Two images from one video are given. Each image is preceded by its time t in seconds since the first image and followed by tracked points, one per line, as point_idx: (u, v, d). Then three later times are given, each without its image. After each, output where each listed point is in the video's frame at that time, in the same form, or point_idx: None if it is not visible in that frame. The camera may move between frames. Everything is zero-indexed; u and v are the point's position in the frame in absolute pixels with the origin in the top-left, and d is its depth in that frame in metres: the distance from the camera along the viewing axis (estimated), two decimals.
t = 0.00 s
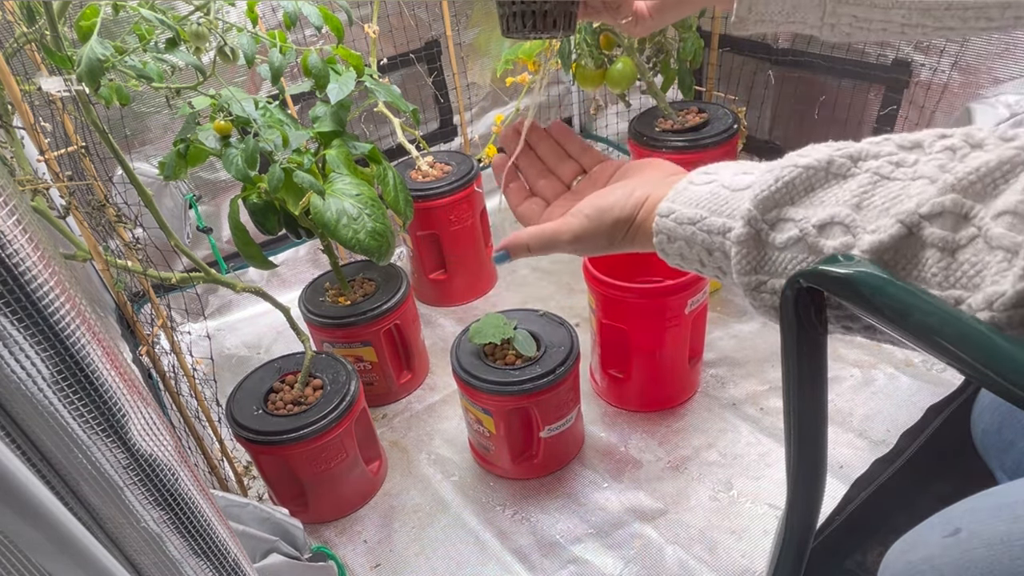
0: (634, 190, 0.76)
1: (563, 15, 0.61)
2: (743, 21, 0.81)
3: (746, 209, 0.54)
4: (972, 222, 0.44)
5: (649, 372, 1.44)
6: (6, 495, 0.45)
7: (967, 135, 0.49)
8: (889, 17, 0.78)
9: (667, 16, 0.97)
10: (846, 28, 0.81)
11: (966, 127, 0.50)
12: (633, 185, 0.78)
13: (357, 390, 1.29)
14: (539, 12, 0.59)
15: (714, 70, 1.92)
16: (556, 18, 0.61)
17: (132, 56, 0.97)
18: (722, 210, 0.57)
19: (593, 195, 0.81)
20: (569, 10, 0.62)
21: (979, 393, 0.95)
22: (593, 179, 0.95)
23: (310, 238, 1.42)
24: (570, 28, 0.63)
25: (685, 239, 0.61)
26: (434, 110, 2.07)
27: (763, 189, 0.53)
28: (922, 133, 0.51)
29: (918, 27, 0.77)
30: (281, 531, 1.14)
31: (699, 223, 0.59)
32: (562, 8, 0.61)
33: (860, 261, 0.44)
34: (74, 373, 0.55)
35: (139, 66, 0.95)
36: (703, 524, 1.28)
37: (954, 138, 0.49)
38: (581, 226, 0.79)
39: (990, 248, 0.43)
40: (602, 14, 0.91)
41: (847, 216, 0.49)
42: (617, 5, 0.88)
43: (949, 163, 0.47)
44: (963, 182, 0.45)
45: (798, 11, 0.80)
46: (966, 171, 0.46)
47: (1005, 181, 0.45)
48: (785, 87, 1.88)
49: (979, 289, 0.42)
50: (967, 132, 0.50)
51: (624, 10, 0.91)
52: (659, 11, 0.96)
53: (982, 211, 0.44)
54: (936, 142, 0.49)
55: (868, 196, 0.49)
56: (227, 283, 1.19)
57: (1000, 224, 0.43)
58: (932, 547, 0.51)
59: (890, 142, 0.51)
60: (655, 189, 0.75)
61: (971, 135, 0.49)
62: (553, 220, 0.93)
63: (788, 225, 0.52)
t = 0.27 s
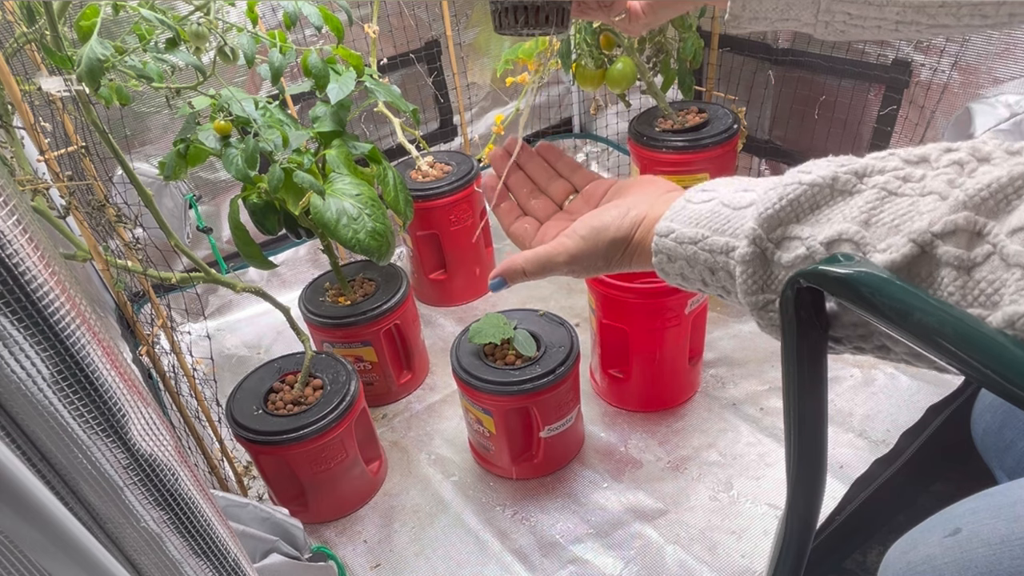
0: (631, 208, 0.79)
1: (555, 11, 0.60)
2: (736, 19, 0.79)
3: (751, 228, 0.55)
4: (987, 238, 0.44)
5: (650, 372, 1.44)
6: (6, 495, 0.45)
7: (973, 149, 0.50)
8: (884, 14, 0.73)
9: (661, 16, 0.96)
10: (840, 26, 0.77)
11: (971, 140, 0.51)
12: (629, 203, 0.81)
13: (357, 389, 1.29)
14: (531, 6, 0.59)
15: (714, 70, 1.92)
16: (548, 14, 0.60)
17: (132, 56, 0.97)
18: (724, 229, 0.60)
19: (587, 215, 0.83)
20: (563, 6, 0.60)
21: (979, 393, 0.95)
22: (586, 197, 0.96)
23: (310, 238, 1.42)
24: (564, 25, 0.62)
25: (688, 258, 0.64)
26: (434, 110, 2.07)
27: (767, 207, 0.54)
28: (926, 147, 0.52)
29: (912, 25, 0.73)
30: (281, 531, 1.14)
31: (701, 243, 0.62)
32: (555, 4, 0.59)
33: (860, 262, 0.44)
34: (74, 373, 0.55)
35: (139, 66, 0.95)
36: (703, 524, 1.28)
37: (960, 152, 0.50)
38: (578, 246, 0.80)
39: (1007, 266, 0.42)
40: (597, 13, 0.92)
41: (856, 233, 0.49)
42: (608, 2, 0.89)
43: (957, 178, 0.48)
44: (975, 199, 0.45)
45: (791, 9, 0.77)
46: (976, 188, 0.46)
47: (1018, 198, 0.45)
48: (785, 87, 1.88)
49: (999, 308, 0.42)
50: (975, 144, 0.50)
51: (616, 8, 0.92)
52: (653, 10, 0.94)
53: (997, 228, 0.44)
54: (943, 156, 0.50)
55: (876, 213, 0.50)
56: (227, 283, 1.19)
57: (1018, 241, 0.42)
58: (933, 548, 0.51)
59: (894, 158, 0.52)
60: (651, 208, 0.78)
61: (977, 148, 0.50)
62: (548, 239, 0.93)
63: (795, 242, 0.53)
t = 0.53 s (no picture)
0: (629, 220, 0.79)
1: (542, 17, 0.60)
2: (725, 23, 0.79)
3: (752, 237, 0.55)
4: (992, 242, 0.44)
5: (650, 373, 1.44)
6: (6, 495, 0.45)
7: (974, 153, 0.50)
8: (874, 15, 0.74)
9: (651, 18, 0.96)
10: (830, 28, 0.78)
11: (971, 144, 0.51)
12: (627, 215, 0.81)
13: (357, 389, 1.29)
14: (517, 13, 0.59)
15: (714, 70, 1.93)
16: (534, 20, 0.60)
17: (132, 56, 0.97)
18: (725, 239, 0.60)
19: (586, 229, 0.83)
20: (550, 12, 0.60)
21: (979, 393, 0.95)
22: (585, 210, 0.95)
23: (310, 238, 1.42)
24: (552, 31, 0.62)
25: (689, 267, 0.64)
26: (434, 110, 2.07)
27: (768, 216, 0.54)
28: (927, 152, 0.52)
29: (901, 26, 0.73)
30: (281, 531, 1.14)
31: (702, 253, 0.62)
32: (541, 10, 0.60)
33: (858, 262, 0.44)
34: (75, 373, 0.55)
35: (139, 66, 0.95)
36: (703, 524, 1.28)
37: (961, 156, 0.50)
38: (579, 261, 0.79)
39: (1014, 271, 0.42)
40: (585, 18, 0.92)
41: (859, 240, 0.49)
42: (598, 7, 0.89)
43: (960, 183, 0.48)
44: (979, 204, 0.45)
45: (780, 12, 0.77)
46: (981, 193, 0.46)
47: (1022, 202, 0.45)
48: (785, 87, 1.88)
49: (1008, 313, 0.42)
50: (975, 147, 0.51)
51: (604, 13, 0.92)
52: (642, 14, 0.95)
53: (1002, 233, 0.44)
54: (944, 161, 0.51)
55: (879, 219, 0.49)
56: (227, 283, 1.19)
57: None
58: (933, 548, 0.51)
59: (895, 163, 0.52)
60: (650, 219, 0.78)
61: (979, 151, 0.50)
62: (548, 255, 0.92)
63: (798, 251, 0.53)
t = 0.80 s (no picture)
0: (641, 248, 0.71)
1: (534, 23, 0.61)
2: (723, 24, 0.77)
3: (754, 254, 0.54)
4: (982, 242, 0.44)
5: (650, 373, 1.44)
6: (6, 495, 0.45)
7: (959, 158, 0.51)
8: (874, 15, 0.74)
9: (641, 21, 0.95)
10: (829, 28, 0.77)
11: (957, 148, 0.52)
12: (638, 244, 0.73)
13: (357, 390, 1.29)
14: (510, 20, 0.60)
15: (714, 70, 1.93)
16: (527, 26, 0.61)
17: (132, 56, 0.97)
18: (728, 257, 0.57)
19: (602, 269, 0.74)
20: (541, 18, 0.62)
21: (980, 393, 0.95)
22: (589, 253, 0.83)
23: (310, 238, 1.42)
24: (544, 37, 0.63)
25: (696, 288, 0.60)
26: (434, 110, 2.07)
27: (767, 233, 0.53)
28: (914, 159, 0.53)
29: (902, 26, 0.73)
30: (281, 531, 1.14)
31: (708, 272, 0.58)
32: (534, 16, 0.61)
33: (860, 261, 0.43)
34: (75, 373, 0.55)
35: (139, 66, 0.95)
36: (703, 524, 1.28)
37: (948, 161, 0.51)
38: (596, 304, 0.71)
39: (1005, 269, 0.43)
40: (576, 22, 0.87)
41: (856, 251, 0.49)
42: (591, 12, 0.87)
43: (949, 188, 0.49)
44: (968, 207, 0.46)
45: (779, 13, 0.76)
46: (969, 197, 0.46)
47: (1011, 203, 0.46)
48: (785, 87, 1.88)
49: (1003, 308, 0.42)
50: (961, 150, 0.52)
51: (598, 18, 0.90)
52: (635, 17, 0.94)
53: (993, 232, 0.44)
54: (932, 166, 0.51)
55: (873, 228, 0.49)
56: (227, 283, 1.19)
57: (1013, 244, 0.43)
58: (933, 548, 0.51)
59: (886, 171, 0.52)
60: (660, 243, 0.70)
61: (965, 153, 0.51)
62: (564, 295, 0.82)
63: (799, 263, 0.52)
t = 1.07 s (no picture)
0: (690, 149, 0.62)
1: (534, 19, 0.64)
2: (723, 22, 0.85)
3: (812, 182, 0.48)
4: None
5: (650, 373, 1.44)
6: (6, 495, 0.45)
7: None
8: (875, 13, 0.74)
9: (641, 20, 0.97)
10: (830, 27, 0.80)
11: None
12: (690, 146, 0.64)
13: (357, 390, 1.29)
14: (509, 15, 0.63)
15: (714, 70, 1.93)
16: (527, 21, 0.64)
17: (132, 56, 0.97)
18: (787, 180, 0.50)
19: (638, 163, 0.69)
20: (541, 14, 0.65)
21: (980, 393, 0.95)
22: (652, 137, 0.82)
23: (310, 238, 1.42)
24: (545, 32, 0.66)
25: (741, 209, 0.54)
26: (434, 110, 2.07)
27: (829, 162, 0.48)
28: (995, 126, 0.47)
29: (905, 24, 0.72)
30: (281, 531, 1.14)
31: (757, 190, 0.52)
32: (533, 12, 0.64)
33: (860, 262, 0.43)
34: (74, 373, 0.55)
35: (139, 66, 0.95)
36: (703, 524, 1.28)
37: None
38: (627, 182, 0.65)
39: None
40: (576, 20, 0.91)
41: (909, 203, 0.44)
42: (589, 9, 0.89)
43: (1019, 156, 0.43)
44: None
45: (778, 11, 0.82)
46: None
47: None
48: (785, 87, 1.87)
49: None
50: None
51: (596, 15, 0.91)
52: (634, 15, 0.96)
53: None
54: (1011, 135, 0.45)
55: (932, 186, 0.44)
56: (227, 283, 1.19)
57: None
58: (932, 547, 0.51)
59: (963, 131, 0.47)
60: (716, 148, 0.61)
61: None
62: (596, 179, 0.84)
63: (849, 204, 0.47)
